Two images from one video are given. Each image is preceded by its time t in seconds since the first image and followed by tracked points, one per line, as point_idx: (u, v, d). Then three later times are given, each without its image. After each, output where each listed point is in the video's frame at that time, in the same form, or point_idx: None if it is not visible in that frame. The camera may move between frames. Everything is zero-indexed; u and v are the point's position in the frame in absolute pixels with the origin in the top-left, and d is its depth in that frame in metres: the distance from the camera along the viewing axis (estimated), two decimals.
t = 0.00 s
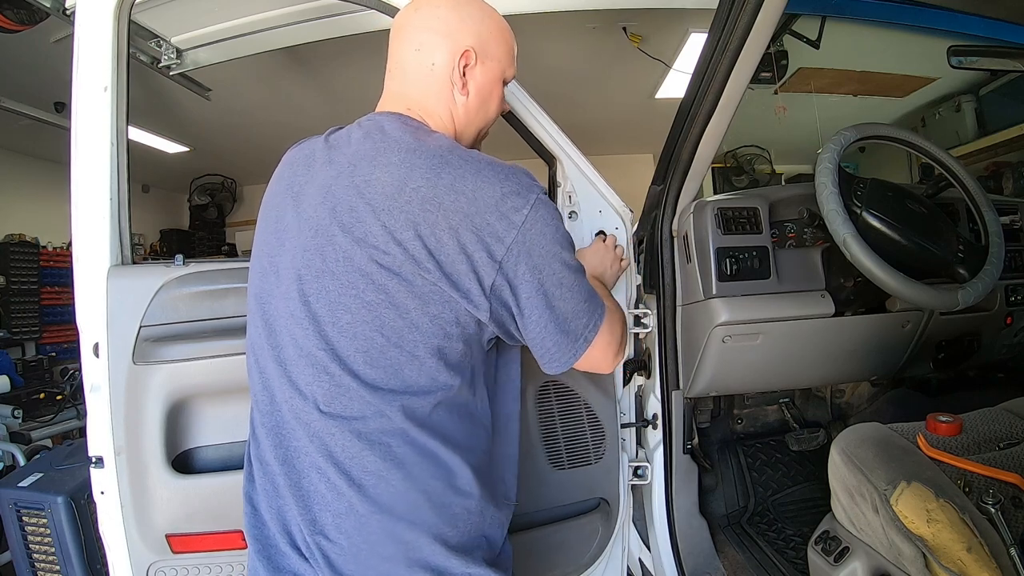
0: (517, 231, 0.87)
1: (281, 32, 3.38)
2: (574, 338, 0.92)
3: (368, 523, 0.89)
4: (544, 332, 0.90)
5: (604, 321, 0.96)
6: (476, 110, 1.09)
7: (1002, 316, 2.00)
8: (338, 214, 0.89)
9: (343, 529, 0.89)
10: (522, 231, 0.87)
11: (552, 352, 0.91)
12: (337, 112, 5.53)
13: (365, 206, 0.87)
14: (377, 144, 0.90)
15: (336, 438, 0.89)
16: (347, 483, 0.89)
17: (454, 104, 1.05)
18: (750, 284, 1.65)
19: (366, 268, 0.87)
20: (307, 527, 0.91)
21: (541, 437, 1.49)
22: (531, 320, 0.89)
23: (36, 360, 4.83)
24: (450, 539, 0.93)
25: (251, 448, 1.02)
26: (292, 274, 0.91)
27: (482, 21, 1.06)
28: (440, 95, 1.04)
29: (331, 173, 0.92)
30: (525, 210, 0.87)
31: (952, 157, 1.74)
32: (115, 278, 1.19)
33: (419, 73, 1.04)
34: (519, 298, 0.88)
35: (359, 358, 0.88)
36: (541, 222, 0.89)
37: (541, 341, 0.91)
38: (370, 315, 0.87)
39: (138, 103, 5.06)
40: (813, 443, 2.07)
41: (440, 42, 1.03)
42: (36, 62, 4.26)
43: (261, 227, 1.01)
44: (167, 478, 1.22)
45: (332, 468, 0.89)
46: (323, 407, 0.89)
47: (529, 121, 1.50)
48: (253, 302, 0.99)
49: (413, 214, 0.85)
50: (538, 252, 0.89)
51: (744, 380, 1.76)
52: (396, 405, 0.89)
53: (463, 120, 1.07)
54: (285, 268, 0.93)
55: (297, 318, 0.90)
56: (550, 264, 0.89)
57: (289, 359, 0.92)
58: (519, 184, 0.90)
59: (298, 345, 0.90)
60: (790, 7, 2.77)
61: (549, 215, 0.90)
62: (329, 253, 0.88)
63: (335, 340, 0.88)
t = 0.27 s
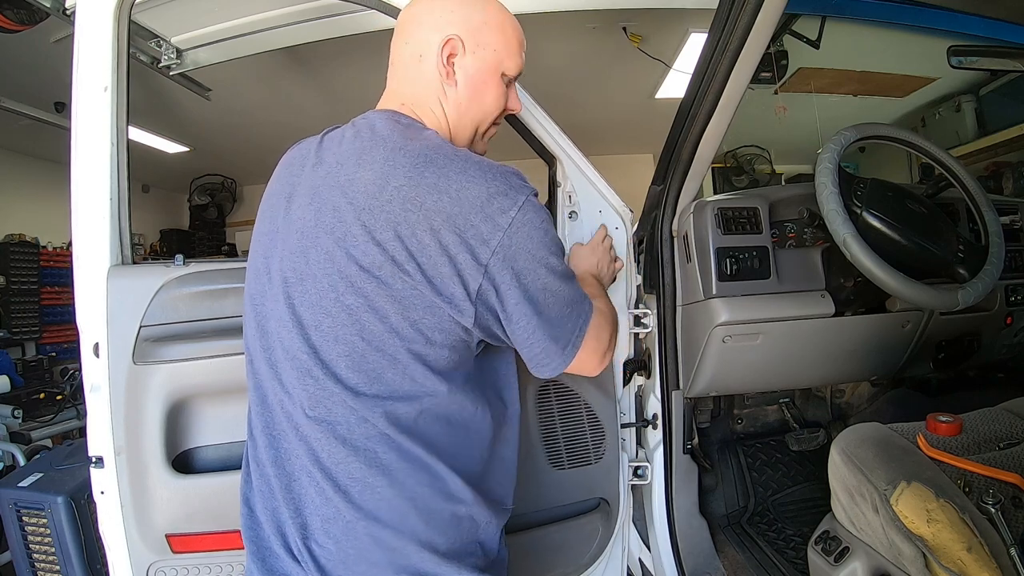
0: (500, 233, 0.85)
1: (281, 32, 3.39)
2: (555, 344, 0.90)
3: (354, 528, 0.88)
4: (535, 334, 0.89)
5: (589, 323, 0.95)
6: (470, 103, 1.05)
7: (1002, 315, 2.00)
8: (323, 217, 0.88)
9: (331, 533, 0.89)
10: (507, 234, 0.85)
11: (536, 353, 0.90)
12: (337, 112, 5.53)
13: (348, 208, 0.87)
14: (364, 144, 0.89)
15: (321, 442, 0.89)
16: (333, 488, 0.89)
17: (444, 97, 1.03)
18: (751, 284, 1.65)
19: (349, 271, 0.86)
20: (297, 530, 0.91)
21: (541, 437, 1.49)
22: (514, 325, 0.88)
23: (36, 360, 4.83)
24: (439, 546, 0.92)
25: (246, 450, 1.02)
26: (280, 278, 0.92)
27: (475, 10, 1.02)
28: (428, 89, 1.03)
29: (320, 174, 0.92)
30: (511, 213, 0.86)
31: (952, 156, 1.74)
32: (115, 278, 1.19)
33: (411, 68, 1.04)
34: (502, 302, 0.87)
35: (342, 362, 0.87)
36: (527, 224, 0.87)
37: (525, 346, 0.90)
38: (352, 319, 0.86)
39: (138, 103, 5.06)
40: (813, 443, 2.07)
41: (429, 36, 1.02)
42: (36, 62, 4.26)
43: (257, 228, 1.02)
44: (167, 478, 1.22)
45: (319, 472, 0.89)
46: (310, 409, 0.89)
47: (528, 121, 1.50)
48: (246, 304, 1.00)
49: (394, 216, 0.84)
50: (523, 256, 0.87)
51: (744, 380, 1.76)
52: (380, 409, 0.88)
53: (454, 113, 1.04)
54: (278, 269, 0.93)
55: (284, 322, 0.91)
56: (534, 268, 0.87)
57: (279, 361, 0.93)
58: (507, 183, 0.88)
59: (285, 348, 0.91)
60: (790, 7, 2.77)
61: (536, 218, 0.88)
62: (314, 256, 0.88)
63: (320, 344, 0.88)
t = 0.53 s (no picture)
0: (512, 238, 0.75)
1: (281, 32, 3.38)
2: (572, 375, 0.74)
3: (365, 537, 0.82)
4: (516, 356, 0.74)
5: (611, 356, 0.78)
6: (496, 111, 0.90)
7: (1002, 315, 2.00)
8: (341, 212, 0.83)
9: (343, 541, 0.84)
10: (521, 240, 0.75)
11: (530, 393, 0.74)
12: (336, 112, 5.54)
13: (364, 205, 0.81)
14: (383, 146, 0.84)
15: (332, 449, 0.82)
16: (344, 493, 0.83)
17: (466, 105, 0.89)
18: (751, 284, 1.66)
19: (359, 267, 0.79)
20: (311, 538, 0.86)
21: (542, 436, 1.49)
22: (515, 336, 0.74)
23: (36, 360, 4.83)
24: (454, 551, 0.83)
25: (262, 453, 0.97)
26: (298, 273, 0.87)
27: (506, 13, 0.90)
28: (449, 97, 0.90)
29: (342, 172, 0.87)
30: (522, 223, 0.76)
31: (952, 156, 1.74)
32: (115, 278, 1.19)
33: (435, 72, 0.92)
34: (504, 315, 0.75)
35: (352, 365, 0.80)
36: (544, 238, 0.76)
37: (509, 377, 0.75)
38: (360, 318, 0.79)
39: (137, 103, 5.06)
40: (813, 443, 2.08)
41: (454, 38, 0.90)
42: (36, 62, 4.27)
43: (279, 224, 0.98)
44: (167, 478, 1.22)
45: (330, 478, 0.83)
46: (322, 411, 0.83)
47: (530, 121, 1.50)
48: (266, 300, 0.95)
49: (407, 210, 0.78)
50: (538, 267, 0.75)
51: (744, 380, 1.77)
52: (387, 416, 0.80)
53: (478, 121, 0.90)
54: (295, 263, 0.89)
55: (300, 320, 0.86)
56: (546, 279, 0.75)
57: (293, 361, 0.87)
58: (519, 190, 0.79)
59: (301, 348, 0.86)
60: (789, 7, 2.76)
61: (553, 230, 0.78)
62: (327, 251, 0.83)
63: (330, 344, 0.82)
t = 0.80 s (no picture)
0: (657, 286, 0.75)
1: (281, 32, 3.33)
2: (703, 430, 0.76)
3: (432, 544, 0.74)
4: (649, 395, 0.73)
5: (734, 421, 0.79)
6: (611, 147, 0.93)
7: (1002, 315, 2.00)
8: (473, 209, 0.78)
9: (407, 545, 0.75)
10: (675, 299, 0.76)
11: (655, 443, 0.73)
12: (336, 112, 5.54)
13: (505, 210, 0.76)
14: (527, 163, 0.81)
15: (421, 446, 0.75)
16: (421, 494, 0.74)
17: (584, 144, 0.91)
18: (751, 284, 1.67)
19: (488, 262, 0.74)
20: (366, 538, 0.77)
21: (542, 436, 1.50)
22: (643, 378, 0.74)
23: (36, 360, 4.83)
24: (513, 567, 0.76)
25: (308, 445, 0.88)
26: (405, 254, 0.80)
27: (615, 59, 0.94)
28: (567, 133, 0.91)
29: (475, 173, 0.82)
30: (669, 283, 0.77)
31: (952, 156, 1.74)
32: (115, 278, 1.19)
33: (551, 112, 0.92)
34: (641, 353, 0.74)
35: (476, 367, 0.74)
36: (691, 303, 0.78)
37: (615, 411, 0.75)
38: (486, 315, 0.74)
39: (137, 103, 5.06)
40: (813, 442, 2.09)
41: (570, 80, 0.92)
42: (36, 62, 4.26)
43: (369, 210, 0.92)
44: (167, 478, 1.22)
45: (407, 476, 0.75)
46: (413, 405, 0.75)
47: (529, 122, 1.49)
48: (349, 277, 0.87)
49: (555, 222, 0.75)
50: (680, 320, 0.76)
51: (745, 380, 1.78)
52: (496, 423, 0.74)
53: (596, 158, 0.92)
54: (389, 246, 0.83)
55: (405, 303, 0.78)
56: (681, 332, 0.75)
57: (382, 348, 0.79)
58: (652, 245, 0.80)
59: (402, 333, 0.78)
60: (790, 7, 2.65)
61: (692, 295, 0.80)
62: (454, 242, 0.77)
63: (440, 335, 0.75)
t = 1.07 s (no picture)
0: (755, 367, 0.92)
1: (281, 32, 3.36)
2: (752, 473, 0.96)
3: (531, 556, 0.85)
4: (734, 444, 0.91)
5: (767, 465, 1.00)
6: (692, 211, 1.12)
7: (1002, 315, 2.00)
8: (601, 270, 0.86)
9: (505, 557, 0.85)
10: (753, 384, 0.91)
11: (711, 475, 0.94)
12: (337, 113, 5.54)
13: (629, 278, 0.86)
14: (643, 236, 0.92)
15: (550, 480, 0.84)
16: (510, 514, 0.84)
17: (673, 209, 1.09)
18: (751, 284, 1.67)
19: (628, 323, 0.84)
20: (471, 539, 0.85)
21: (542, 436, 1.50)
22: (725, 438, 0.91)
23: (36, 360, 4.83)
24: None
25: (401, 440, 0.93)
26: (527, 293, 0.86)
27: (698, 142, 1.12)
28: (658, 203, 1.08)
29: (598, 229, 0.90)
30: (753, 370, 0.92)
31: (952, 156, 1.74)
32: (115, 278, 1.19)
33: (647, 182, 1.08)
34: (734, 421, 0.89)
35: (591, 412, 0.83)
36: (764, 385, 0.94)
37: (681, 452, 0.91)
38: (627, 370, 0.83)
39: (138, 103, 5.06)
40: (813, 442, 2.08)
41: (665, 156, 1.08)
42: (36, 62, 4.27)
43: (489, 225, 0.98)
44: (167, 478, 1.21)
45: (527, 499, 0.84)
46: (544, 439, 0.83)
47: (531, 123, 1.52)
48: (456, 296, 0.93)
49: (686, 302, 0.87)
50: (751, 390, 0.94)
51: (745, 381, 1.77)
52: (614, 463, 0.86)
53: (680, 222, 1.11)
54: (517, 272, 0.89)
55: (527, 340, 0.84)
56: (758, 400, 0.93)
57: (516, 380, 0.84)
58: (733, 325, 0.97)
59: (520, 366, 0.84)
60: (790, 7, 2.62)
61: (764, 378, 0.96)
62: (580, 295, 0.85)
63: (562, 368, 0.82)
